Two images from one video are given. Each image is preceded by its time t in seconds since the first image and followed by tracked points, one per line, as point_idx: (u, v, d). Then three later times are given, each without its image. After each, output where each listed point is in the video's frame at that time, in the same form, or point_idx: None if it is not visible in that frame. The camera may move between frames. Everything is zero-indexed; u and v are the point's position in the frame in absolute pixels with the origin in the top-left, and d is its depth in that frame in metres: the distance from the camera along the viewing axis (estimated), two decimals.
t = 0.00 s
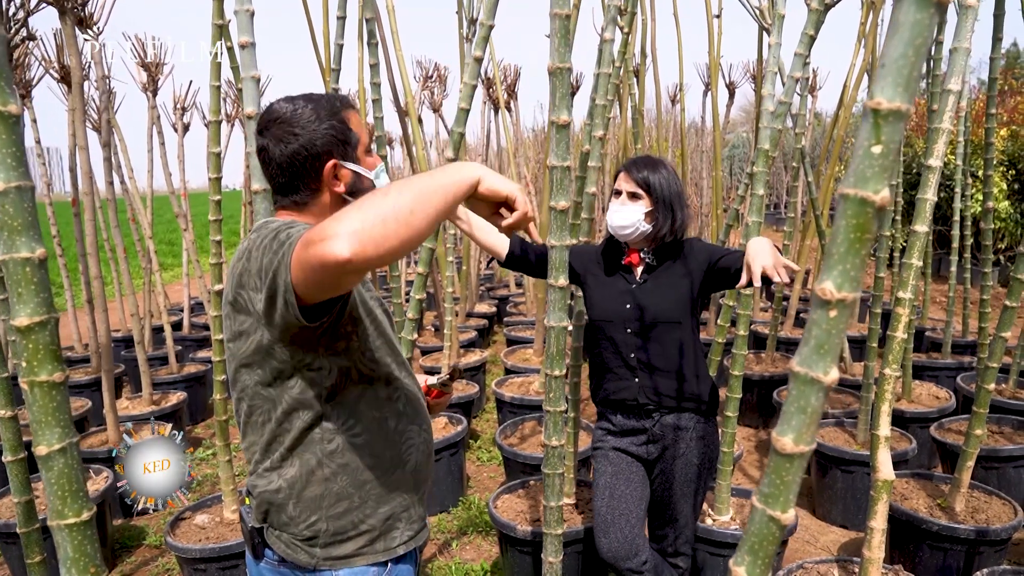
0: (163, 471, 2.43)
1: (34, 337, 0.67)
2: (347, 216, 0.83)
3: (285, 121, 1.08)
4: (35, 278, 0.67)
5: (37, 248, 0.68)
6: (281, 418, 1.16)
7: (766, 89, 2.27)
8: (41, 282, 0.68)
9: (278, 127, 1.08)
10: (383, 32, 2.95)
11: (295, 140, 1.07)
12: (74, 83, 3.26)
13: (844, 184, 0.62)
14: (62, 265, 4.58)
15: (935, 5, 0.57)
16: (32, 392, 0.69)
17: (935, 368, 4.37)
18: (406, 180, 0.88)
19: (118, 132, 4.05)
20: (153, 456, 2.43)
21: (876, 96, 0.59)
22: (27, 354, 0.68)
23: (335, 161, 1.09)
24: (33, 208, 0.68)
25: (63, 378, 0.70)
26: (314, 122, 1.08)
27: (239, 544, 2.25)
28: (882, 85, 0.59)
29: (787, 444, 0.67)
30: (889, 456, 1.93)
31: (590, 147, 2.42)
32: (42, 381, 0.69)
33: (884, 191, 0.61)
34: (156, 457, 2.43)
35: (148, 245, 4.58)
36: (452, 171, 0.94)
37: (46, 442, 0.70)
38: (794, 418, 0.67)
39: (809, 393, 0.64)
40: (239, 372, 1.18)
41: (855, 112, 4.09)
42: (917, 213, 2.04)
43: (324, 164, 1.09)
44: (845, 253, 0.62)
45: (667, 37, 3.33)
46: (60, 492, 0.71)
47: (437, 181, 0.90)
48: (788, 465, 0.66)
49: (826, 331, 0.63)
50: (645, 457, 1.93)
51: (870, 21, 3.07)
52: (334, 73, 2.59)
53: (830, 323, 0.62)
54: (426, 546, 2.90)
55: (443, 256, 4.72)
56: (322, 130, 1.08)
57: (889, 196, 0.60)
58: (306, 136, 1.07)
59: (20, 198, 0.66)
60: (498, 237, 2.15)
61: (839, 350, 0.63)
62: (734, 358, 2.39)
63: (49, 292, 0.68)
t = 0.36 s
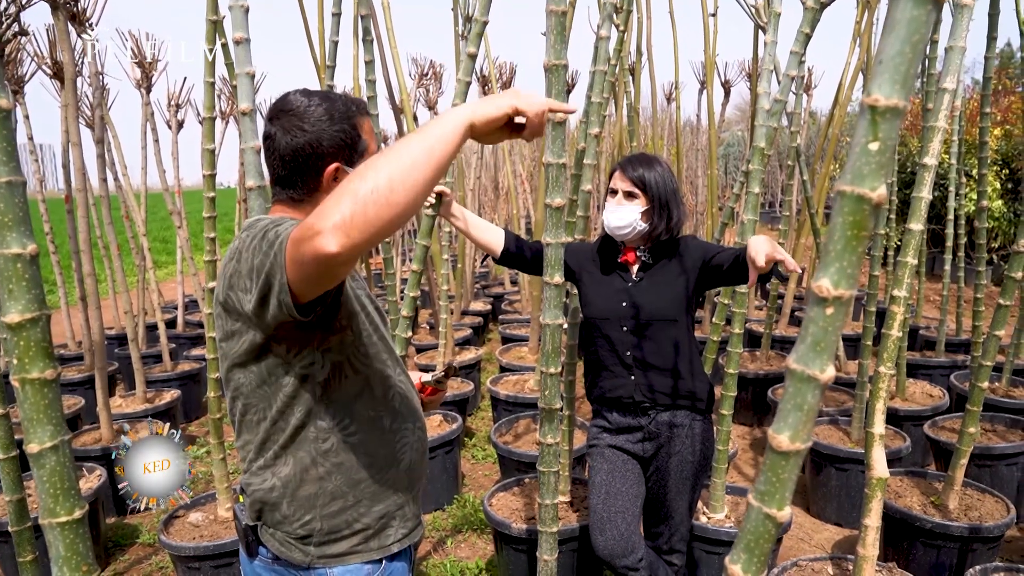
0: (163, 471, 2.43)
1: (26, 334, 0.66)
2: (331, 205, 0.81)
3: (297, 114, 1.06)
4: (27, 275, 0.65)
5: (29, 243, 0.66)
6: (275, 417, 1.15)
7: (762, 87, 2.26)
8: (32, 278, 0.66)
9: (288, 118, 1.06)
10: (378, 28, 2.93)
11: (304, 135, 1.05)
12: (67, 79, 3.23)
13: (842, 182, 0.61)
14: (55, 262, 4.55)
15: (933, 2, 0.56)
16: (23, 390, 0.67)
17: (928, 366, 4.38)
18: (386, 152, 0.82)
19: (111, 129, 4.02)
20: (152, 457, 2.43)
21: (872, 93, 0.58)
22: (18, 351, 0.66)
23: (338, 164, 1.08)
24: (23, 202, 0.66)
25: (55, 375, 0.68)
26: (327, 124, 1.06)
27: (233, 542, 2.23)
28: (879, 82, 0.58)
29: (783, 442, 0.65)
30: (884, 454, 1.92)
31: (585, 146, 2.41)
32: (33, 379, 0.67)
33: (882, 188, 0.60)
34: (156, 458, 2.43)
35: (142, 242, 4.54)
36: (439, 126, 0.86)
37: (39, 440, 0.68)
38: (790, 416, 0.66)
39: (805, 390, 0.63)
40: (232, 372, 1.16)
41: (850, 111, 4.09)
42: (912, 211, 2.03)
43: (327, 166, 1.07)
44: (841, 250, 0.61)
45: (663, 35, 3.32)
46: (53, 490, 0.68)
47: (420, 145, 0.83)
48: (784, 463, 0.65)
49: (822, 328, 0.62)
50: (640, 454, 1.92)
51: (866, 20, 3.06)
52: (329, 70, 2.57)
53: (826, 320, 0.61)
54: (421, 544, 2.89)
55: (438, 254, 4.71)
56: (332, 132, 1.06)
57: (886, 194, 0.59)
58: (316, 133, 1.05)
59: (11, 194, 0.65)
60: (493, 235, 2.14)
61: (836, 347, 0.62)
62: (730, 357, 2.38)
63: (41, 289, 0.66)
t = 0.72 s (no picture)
0: (163, 471, 2.45)
1: (20, 331, 0.63)
2: (332, 206, 0.79)
3: (291, 110, 1.04)
4: (21, 270, 0.63)
5: (23, 239, 0.64)
6: (270, 415, 1.12)
7: (760, 84, 2.24)
8: (27, 274, 0.64)
9: (282, 114, 1.04)
10: (375, 24, 2.90)
11: (299, 130, 1.03)
12: (62, 74, 3.20)
13: (844, 179, 0.59)
14: (49, 259, 4.51)
15: None
16: (17, 386, 0.65)
17: (924, 364, 4.37)
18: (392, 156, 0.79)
19: (107, 125, 3.99)
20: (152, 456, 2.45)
21: (876, 89, 0.56)
22: (12, 348, 0.64)
23: (334, 159, 1.05)
24: (17, 197, 0.64)
25: (51, 372, 0.66)
26: (321, 120, 1.04)
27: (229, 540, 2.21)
28: (883, 78, 0.56)
29: (784, 442, 0.63)
30: (882, 453, 1.90)
31: (583, 143, 2.38)
32: (28, 376, 0.65)
33: (885, 186, 0.58)
34: (156, 460, 2.45)
35: (137, 239, 4.51)
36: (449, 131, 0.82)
37: (33, 437, 0.66)
38: (792, 415, 0.63)
39: (807, 390, 0.61)
40: (227, 369, 1.14)
41: (847, 110, 4.08)
42: (910, 209, 2.01)
43: (323, 161, 1.05)
44: (844, 248, 0.59)
45: (660, 33, 3.29)
46: (49, 489, 0.66)
47: (427, 150, 0.80)
48: (786, 464, 0.63)
49: (824, 328, 0.60)
50: (637, 452, 1.90)
51: (863, 18, 3.05)
52: (325, 65, 2.54)
53: (828, 319, 0.59)
54: (417, 542, 2.87)
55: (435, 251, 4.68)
56: (328, 127, 1.04)
57: (890, 191, 0.57)
58: (310, 128, 1.03)
59: (6, 189, 0.63)
60: (491, 231, 2.11)
61: (839, 346, 0.60)
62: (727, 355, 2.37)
63: (37, 284, 0.64)
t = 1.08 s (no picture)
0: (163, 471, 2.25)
1: (18, 327, 0.62)
2: (334, 222, 0.78)
3: (291, 108, 1.02)
4: (20, 266, 0.62)
5: (21, 234, 0.63)
6: (269, 414, 1.11)
7: (760, 82, 2.23)
8: (26, 269, 0.63)
9: (282, 112, 1.02)
10: (374, 20, 2.88)
11: (299, 130, 1.01)
12: (60, 70, 3.18)
13: (847, 178, 0.57)
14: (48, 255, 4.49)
15: None
16: (14, 382, 0.64)
17: (923, 363, 4.37)
18: (385, 167, 0.81)
19: (105, 121, 3.96)
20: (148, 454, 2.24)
21: (880, 87, 0.55)
22: (10, 344, 0.62)
23: (332, 160, 1.04)
24: (16, 191, 0.62)
25: (49, 368, 0.65)
26: (320, 121, 1.02)
27: (226, 537, 2.19)
28: (886, 76, 0.55)
29: (785, 440, 0.62)
30: (881, 452, 1.89)
31: (582, 140, 2.37)
32: (25, 372, 0.63)
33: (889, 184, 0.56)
34: (151, 459, 2.22)
35: (135, 235, 4.49)
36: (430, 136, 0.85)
37: (31, 433, 0.65)
38: (792, 414, 0.62)
39: (809, 389, 0.60)
40: (225, 367, 1.12)
41: (846, 109, 4.06)
42: (910, 208, 2.00)
43: (321, 163, 1.03)
44: (847, 246, 0.57)
45: (660, 31, 3.28)
46: (46, 486, 0.65)
47: (417, 155, 0.82)
48: (786, 463, 0.62)
49: (827, 326, 0.59)
50: (638, 450, 1.89)
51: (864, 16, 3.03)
52: (324, 62, 2.52)
53: (831, 317, 0.58)
54: (415, 539, 2.86)
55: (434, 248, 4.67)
56: (327, 127, 1.02)
57: (894, 189, 0.55)
58: (309, 128, 1.01)
59: (4, 184, 0.62)
60: (490, 228, 2.09)
61: (841, 346, 0.59)
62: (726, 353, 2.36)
63: (35, 280, 0.63)
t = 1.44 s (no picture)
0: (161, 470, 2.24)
1: (12, 321, 0.60)
2: (333, 234, 0.75)
3: (294, 98, 1.00)
4: (14, 260, 0.59)
5: (16, 227, 0.60)
6: (264, 410, 1.09)
7: (759, 79, 2.20)
8: (20, 264, 0.60)
9: (286, 102, 1.00)
10: (373, 15, 2.86)
11: (301, 121, 0.99)
12: (58, 64, 3.16)
13: (847, 174, 0.55)
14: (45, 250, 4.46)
15: None
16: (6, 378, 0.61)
17: (921, 362, 4.35)
18: (398, 194, 0.75)
19: (102, 116, 3.94)
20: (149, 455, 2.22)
21: (883, 82, 0.53)
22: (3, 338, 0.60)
23: (331, 154, 1.01)
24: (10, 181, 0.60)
25: (43, 363, 0.62)
26: (325, 114, 1.00)
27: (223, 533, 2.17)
28: (888, 71, 0.53)
29: (784, 439, 0.60)
30: (877, 449, 1.86)
31: (581, 137, 2.35)
32: (19, 368, 0.61)
33: (890, 180, 0.54)
34: (152, 460, 2.19)
35: (133, 230, 4.46)
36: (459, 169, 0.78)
37: (24, 429, 0.62)
38: (791, 413, 0.60)
39: (808, 387, 0.58)
40: (220, 362, 1.10)
41: (847, 107, 4.04)
42: (911, 207, 1.98)
43: (320, 155, 1.01)
44: (848, 244, 0.55)
45: (660, 28, 3.26)
46: (41, 482, 0.62)
47: (435, 187, 0.76)
48: (784, 463, 0.60)
49: (826, 325, 0.56)
50: (631, 449, 1.87)
51: (864, 14, 3.02)
52: (323, 57, 2.50)
53: (831, 315, 0.56)
54: (412, 536, 2.84)
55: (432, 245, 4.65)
56: (329, 120, 1.00)
57: (896, 186, 0.53)
58: (311, 120, 0.99)
59: None
60: (487, 224, 2.07)
61: (841, 344, 0.57)
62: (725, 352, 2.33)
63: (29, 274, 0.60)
